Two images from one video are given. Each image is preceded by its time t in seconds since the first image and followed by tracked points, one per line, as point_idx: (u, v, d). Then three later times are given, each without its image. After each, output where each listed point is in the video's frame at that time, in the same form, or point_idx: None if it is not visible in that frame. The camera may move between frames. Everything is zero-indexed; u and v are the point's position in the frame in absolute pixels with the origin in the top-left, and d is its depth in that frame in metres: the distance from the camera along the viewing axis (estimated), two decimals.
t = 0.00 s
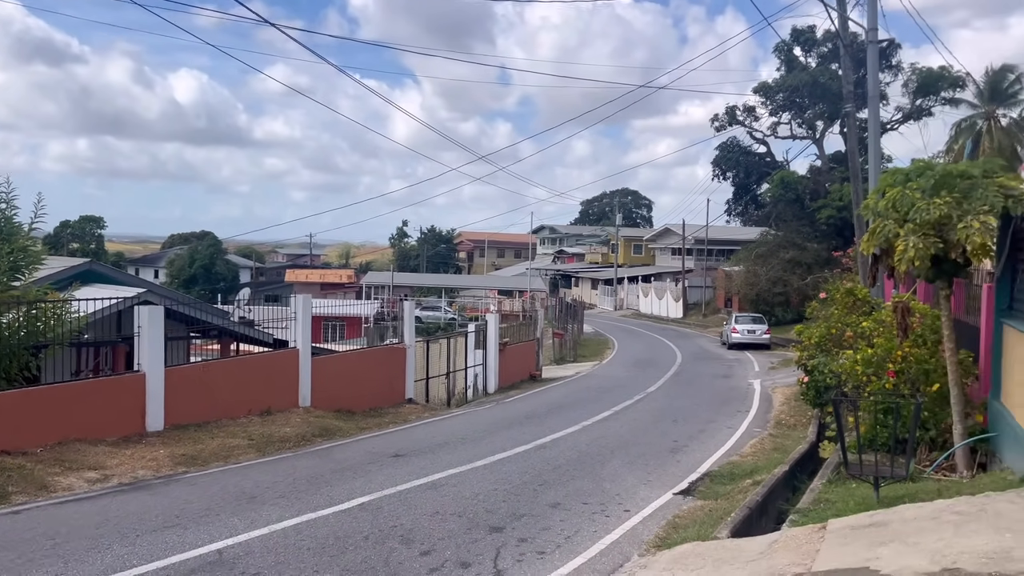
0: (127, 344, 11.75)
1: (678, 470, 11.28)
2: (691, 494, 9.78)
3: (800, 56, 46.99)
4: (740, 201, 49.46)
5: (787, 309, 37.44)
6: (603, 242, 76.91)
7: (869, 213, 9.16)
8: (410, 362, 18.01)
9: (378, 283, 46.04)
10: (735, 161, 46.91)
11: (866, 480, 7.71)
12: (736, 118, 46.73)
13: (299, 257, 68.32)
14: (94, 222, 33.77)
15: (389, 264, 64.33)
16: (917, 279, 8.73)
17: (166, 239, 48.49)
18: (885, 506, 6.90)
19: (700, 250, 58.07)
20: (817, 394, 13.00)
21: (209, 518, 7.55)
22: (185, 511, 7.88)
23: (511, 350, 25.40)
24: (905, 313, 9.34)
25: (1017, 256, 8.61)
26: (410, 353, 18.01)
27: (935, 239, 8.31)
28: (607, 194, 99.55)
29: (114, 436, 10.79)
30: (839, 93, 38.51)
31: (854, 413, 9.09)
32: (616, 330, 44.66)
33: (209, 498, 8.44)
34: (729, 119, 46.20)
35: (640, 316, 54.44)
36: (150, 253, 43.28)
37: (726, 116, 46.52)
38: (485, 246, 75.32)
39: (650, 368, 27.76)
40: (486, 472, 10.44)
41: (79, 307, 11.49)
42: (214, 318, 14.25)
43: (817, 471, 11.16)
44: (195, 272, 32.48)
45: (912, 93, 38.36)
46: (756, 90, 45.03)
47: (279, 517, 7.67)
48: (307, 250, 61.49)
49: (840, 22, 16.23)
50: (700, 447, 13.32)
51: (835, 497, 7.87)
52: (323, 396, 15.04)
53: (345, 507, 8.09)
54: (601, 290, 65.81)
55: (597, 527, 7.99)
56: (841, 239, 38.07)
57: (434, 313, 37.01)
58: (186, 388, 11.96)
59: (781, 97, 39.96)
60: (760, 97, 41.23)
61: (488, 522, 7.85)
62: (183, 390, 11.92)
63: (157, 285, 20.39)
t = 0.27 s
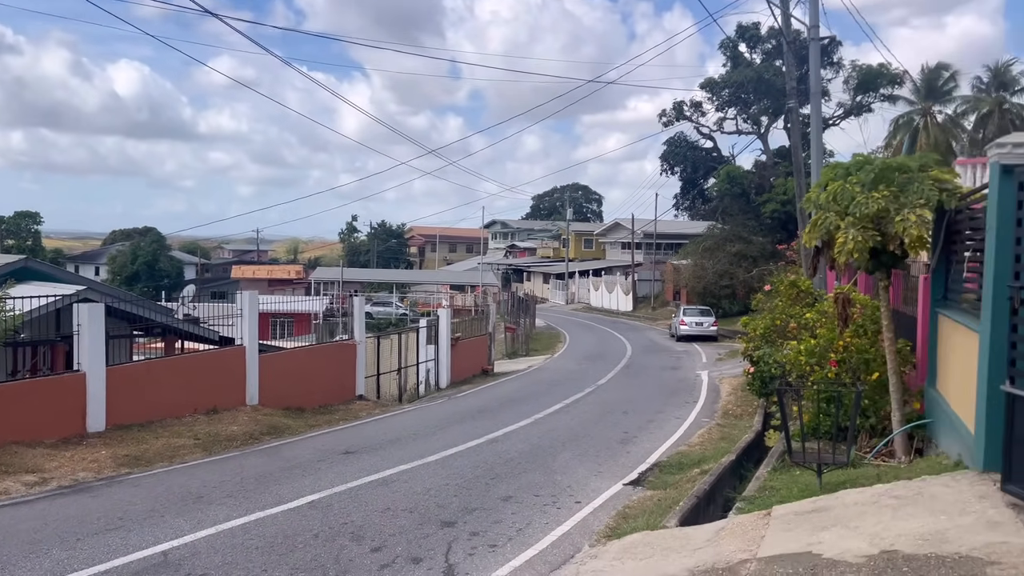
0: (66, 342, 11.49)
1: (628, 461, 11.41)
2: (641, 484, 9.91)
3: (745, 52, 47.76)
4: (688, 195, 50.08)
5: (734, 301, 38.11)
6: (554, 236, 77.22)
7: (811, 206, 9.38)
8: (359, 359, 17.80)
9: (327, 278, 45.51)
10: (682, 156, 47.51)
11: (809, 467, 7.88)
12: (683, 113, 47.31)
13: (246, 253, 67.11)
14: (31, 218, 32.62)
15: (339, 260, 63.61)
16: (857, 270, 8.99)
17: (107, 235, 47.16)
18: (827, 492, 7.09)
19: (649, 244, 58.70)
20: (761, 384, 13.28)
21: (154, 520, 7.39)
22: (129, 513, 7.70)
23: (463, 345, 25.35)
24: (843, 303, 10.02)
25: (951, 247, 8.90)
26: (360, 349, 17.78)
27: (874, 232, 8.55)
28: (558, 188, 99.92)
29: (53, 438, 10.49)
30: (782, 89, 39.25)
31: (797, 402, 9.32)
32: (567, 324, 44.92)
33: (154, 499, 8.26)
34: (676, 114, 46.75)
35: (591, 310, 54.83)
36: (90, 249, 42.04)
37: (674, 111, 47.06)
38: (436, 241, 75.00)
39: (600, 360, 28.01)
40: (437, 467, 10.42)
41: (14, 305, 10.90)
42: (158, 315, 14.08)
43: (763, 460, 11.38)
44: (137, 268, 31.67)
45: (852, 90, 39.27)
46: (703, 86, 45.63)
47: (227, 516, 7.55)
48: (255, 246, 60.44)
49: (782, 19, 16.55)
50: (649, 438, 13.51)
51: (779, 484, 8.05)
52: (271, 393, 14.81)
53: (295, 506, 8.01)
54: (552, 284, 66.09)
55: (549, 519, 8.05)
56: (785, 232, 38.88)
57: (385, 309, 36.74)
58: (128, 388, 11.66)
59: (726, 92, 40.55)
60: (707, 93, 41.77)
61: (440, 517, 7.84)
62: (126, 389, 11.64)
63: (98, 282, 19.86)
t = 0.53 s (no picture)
0: None
1: (564, 454, 11.51)
2: (576, 476, 10.02)
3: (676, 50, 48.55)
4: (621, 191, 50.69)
5: (667, 294, 38.78)
6: (490, 232, 77.24)
7: (739, 202, 9.61)
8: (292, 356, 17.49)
9: (259, 275, 44.54)
10: (616, 151, 48.06)
11: (739, 456, 8.08)
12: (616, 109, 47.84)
13: (173, 249, 65.19)
14: None
15: (270, 256, 62.34)
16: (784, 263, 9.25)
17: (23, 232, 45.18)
18: (755, 480, 7.28)
19: (585, 239, 59.24)
20: (692, 376, 13.54)
21: (76, 527, 7.13)
22: (49, 521, 7.40)
23: (399, 342, 25.15)
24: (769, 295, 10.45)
25: (872, 240, 9.23)
26: (293, 347, 17.45)
27: (800, 227, 8.80)
28: (494, 183, 99.96)
29: None
30: (712, 87, 40.04)
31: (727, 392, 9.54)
32: (504, 319, 45.00)
33: (76, 505, 7.96)
34: (610, 110, 47.24)
35: (528, 305, 55.06)
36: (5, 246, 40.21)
37: (607, 107, 47.54)
38: (371, 237, 74.17)
39: (537, 355, 28.17)
40: (373, 465, 10.33)
41: None
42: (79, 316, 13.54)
43: (694, 450, 11.62)
44: (57, 266, 30.43)
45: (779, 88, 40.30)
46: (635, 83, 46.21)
47: (153, 521, 7.33)
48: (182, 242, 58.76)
49: (711, 17, 16.88)
50: (585, 431, 13.65)
51: (711, 474, 8.23)
52: (200, 394, 14.43)
53: (227, 508, 7.84)
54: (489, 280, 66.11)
55: (485, 514, 8.06)
56: (715, 227, 39.71)
57: (319, 306, 36.18)
58: (46, 391, 11.21)
59: (658, 89, 41.16)
60: (639, 89, 42.31)
61: (375, 515, 7.78)
62: (45, 392, 11.19)
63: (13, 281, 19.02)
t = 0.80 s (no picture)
0: None
1: (494, 449, 11.54)
2: (507, 471, 10.05)
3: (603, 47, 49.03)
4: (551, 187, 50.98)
5: (597, 289, 39.25)
6: (421, 227, 76.73)
7: (663, 197, 9.78)
8: (215, 357, 17.16)
9: (180, 273, 43.21)
10: (545, 147, 48.33)
11: (665, 447, 8.24)
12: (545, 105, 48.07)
13: (88, 247, 62.63)
14: None
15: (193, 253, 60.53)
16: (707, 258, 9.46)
17: None
18: (680, 470, 7.43)
19: (515, 234, 59.43)
20: (620, 369, 13.73)
21: None
22: None
23: (327, 340, 24.76)
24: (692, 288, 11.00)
25: (790, 235, 9.51)
26: (216, 347, 17.17)
27: (722, 223, 9.00)
28: (424, 178, 99.34)
29: None
30: (638, 84, 40.61)
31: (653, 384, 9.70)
32: (435, 315, 44.81)
33: None
34: (539, 106, 47.46)
35: (459, 300, 54.95)
36: None
37: (536, 103, 47.73)
38: (298, 233, 72.78)
39: (468, 351, 28.16)
40: (300, 466, 10.16)
41: None
42: None
43: (623, 442, 11.80)
44: None
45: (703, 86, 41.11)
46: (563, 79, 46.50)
47: (66, 531, 7.04)
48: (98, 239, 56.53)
49: (636, 15, 17.11)
50: (516, 425, 13.72)
51: (637, 465, 8.37)
52: (116, 398, 13.91)
53: (146, 514, 7.60)
54: (420, 276, 65.70)
55: (415, 512, 8.02)
56: (644, 222, 40.34)
57: (244, 304, 35.32)
58: None
59: (586, 86, 41.54)
60: (568, 85, 42.61)
61: (302, 517, 7.67)
62: None
63: None
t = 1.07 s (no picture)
0: None
1: (426, 446, 11.48)
2: (438, 468, 10.02)
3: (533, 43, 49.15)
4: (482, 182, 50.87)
5: (529, 284, 39.45)
6: (351, 222, 75.68)
7: (591, 192, 9.84)
8: (134, 357, 16.55)
9: (98, 271, 41.61)
10: (475, 142, 48.23)
11: (594, 440, 8.32)
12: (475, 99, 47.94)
13: None
14: None
15: (111, 250, 58.35)
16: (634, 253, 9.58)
17: None
18: (609, 462, 7.52)
19: (447, 229, 59.20)
20: (552, 363, 13.81)
21: None
22: None
23: (253, 339, 24.23)
24: (619, 283, 11.40)
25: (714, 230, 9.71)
26: (134, 347, 16.53)
27: (647, 219, 9.13)
28: (353, 173, 97.99)
29: None
30: (568, 79, 40.87)
31: (583, 378, 9.78)
32: (366, 312, 44.31)
33: None
34: (469, 100, 47.29)
35: (390, 296, 54.45)
36: None
37: (467, 97, 47.55)
38: (223, 229, 70.92)
39: (400, 347, 27.95)
40: (225, 469, 9.92)
41: None
42: None
43: (554, 435, 11.89)
44: None
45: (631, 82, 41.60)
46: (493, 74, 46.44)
47: None
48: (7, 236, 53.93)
49: (563, 11, 17.20)
50: (447, 422, 13.67)
51: (568, 459, 8.43)
52: (27, 403, 13.30)
53: (61, 523, 7.32)
54: (350, 272, 64.82)
55: (343, 513, 7.92)
56: (575, 217, 40.67)
57: (166, 302, 34.24)
58: None
59: (516, 81, 41.59)
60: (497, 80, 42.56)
61: (226, 522, 7.50)
62: None
63: None
